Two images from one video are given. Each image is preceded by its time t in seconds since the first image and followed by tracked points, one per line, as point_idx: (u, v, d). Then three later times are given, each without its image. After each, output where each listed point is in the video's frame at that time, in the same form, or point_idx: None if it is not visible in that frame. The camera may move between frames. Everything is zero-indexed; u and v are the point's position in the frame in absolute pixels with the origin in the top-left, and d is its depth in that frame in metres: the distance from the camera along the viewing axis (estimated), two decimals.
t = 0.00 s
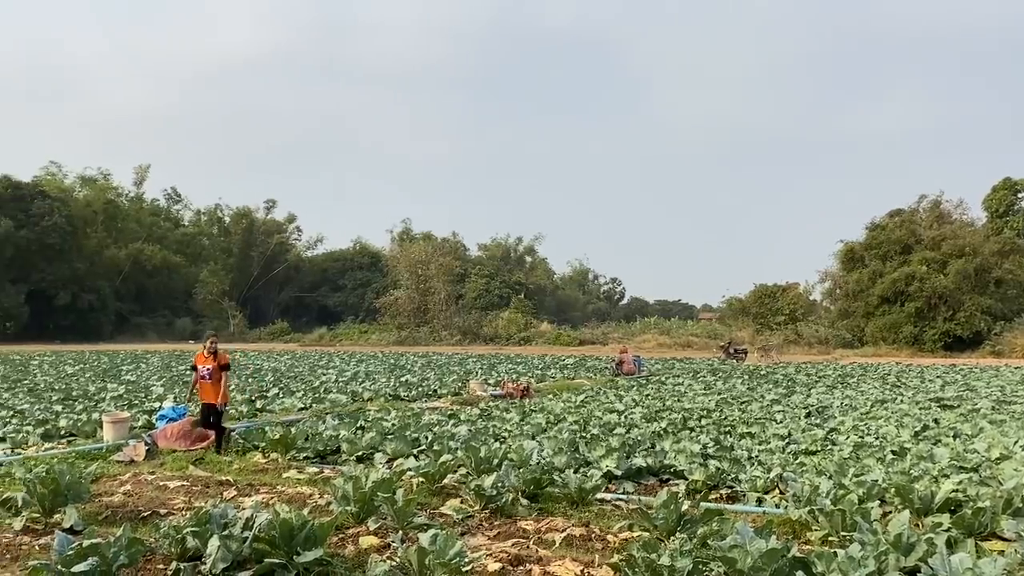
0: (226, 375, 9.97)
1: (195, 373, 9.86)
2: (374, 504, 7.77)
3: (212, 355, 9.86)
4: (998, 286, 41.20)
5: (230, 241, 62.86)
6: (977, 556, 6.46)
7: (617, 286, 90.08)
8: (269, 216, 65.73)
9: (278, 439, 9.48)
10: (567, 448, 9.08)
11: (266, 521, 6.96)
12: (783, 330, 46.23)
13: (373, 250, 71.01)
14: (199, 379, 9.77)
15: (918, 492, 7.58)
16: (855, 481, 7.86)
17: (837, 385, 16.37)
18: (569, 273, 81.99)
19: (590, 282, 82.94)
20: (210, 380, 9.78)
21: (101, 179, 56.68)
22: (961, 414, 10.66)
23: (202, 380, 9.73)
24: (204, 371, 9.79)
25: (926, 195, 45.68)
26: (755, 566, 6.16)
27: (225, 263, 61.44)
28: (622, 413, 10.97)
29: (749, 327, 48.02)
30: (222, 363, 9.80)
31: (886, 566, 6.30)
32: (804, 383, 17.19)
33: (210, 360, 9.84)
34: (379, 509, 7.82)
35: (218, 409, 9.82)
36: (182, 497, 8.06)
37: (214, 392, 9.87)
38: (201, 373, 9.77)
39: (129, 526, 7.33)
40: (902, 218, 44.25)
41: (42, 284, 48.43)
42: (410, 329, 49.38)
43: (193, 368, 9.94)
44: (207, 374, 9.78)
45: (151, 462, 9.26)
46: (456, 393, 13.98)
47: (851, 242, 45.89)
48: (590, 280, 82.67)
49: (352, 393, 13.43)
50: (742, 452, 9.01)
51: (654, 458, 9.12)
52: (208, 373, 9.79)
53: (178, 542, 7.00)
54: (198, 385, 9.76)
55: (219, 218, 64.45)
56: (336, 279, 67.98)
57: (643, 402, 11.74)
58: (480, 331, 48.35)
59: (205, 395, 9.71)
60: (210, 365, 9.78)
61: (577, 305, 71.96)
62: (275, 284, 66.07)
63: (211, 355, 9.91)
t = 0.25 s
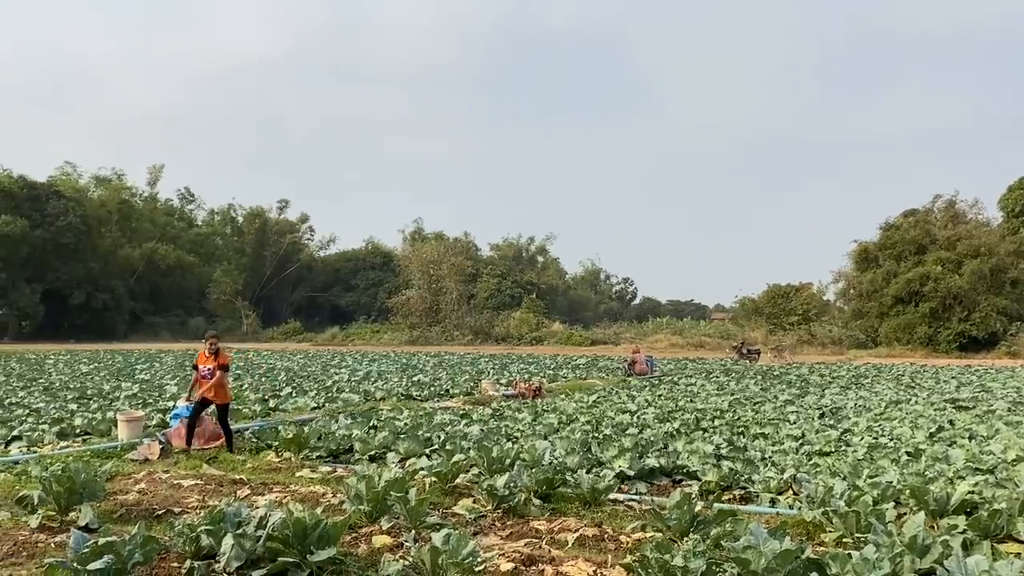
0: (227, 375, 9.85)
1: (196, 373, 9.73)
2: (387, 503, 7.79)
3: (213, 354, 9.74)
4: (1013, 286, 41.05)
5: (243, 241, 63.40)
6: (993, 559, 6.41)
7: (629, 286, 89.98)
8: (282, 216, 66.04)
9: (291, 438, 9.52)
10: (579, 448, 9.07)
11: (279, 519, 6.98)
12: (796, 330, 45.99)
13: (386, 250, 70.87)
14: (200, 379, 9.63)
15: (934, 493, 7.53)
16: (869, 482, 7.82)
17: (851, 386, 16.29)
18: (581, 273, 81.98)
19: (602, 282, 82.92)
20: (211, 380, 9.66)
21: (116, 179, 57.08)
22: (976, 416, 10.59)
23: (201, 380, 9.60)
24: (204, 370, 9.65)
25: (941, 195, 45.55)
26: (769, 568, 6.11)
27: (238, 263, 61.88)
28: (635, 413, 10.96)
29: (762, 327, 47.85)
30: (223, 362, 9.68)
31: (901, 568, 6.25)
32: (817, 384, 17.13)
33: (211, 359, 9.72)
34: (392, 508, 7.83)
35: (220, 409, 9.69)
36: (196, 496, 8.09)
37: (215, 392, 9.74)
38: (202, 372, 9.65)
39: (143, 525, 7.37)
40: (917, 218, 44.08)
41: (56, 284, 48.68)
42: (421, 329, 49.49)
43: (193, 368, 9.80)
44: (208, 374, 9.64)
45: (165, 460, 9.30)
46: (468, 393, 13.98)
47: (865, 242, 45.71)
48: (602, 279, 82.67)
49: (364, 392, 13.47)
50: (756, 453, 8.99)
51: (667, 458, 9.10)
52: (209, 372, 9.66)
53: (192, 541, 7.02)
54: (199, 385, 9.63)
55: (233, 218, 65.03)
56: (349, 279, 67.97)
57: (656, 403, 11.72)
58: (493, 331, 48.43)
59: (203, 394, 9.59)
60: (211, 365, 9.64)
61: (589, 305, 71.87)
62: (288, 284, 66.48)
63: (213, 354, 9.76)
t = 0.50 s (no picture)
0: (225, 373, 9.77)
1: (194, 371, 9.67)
2: (401, 502, 7.80)
3: (210, 352, 9.67)
4: None
5: (258, 241, 63.82)
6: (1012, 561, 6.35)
7: (643, 286, 89.86)
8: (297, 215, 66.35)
9: (306, 437, 9.56)
10: (593, 448, 9.06)
11: (295, 517, 7.00)
12: (812, 330, 45.75)
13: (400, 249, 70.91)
14: (196, 377, 9.57)
15: (951, 495, 7.48)
16: (885, 483, 7.78)
17: (866, 386, 16.20)
18: (594, 273, 81.93)
19: (616, 282, 82.93)
20: (208, 378, 9.59)
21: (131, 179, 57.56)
22: (994, 417, 10.50)
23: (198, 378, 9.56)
24: (201, 368, 9.58)
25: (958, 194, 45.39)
26: (785, 568, 6.08)
27: (252, 262, 62.29)
28: (649, 413, 10.93)
29: (777, 327, 47.67)
30: (220, 361, 9.60)
31: (918, 570, 6.21)
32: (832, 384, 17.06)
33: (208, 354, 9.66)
34: (406, 507, 7.85)
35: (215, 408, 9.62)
36: (211, 494, 8.14)
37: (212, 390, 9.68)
38: (198, 370, 9.57)
39: (159, 523, 7.42)
40: (934, 217, 43.91)
41: (73, 283, 48.93)
42: (435, 328, 49.80)
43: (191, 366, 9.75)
44: (204, 372, 9.57)
45: (181, 458, 9.36)
46: (482, 392, 14.01)
47: (881, 242, 45.54)
48: (615, 280, 82.68)
49: (378, 391, 13.51)
50: (771, 454, 8.97)
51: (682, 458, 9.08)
52: (205, 370, 9.58)
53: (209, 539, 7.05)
54: (196, 383, 9.56)
55: (247, 217, 65.24)
56: (363, 279, 68.04)
57: (670, 403, 11.69)
58: (506, 331, 48.58)
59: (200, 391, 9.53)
60: (208, 362, 9.57)
61: (602, 305, 71.79)
62: (302, 284, 66.83)
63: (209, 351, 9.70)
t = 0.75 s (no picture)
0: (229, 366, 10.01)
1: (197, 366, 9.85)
2: (414, 501, 7.82)
3: (213, 346, 9.90)
4: None
5: (271, 240, 64.19)
6: None
7: (654, 285, 89.80)
8: (309, 215, 66.65)
9: (319, 436, 9.59)
10: (605, 448, 9.05)
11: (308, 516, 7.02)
12: (825, 331, 45.51)
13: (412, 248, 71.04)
14: (201, 371, 9.76)
15: (966, 497, 7.43)
16: (900, 485, 7.73)
17: (880, 387, 16.12)
18: (606, 273, 81.87)
19: (627, 281, 82.91)
20: (213, 372, 9.80)
21: (146, 178, 57.96)
22: (1010, 418, 10.43)
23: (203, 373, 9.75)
24: (206, 362, 9.79)
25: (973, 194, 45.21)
26: (799, 568, 6.06)
27: (264, 261, 62.55)
28: (661, 413, 10.92)
29: (790, 327, 47.43)
30: (225, 354, 9.84)
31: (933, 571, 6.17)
32: (846, 385, 16.99)
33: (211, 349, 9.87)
34: (419, 506, 7.86)
35: (221, 401, 9.80)
36: (225, 491, 8.18)
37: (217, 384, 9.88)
38: (203, 364, 9.77)
39: (174, 520, 7.46)
40: (948, 218, 43.77)
41: (87, 282, 49.15)
42: (446, 327, 49.86)
43: (193, 363, 9.93)
44: (209, 366, 9.78)
45: (194, 456, 9.43)
46: (493, 391, 14.03)
47: (894, 242, 45.41)
48: (627, 279, 82.66)
49: (390, 391, 13.55)
50: (784, 454, 8.95)
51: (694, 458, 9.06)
52: (210, 364, 9.80)
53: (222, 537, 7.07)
54: (201, 378, 9.76)
55: (261, 217, 65.74)
56: (375, 278, 68.14)
57: (683, 403, 11.67)
58: (518, 331, 48.75)
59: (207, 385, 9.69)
60: (213, 355, 9.80)
61: (614, 305, 71.78)
62: (314, 283, 66.97)
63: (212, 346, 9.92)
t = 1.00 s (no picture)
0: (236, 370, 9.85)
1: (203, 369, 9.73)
2: (428, 499, 7.83)
3: (221, 349, 9.72)
4: None
5: (285, 239, 64.53)
6: None
7: (668, 285, 89.66)
8: (323, 214, 66.94)
9: (333, 434, 9.63)
10: (619, 448, 9.05)
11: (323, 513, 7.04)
12: (840, 331, 45.05)
13: (425, 248, 71.19)
14: (208, 375, 9.63)
15: (984, 498, 7.37)
16: (916, 486, 7.68)
17: (895, 388, 16.06)
18: (619, 273, 81.75)
19: (641, 281, 82.86)
20: (220, 376, 9.66)
21: (162, 178, 58.40)
22: None
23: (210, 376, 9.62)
24: (212, 367, 9.65)
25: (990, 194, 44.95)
26: (814, 569, 6.03)
27: (279, 260, 62.83)
28: (675, 413, 10.90)
29: (805, 327, 46.98)
30: (231, 358, 9.69)
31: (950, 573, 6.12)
32: (862, 385, 16.91)
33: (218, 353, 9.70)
34: (433, 504, 7.88)
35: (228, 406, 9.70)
36: (240, 489, 8.22)
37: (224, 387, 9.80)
38: (209, 369, 9.63)
39: (190, 517, 7.50)
40: (965, 217, 43.54)
41: (104, 281, 49.52)
42: (460, 326, 49.91)
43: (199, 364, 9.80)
44: (216, 370, 9.66)
45: (209, 454, 9.50)
46: (507, 390, 14.05)
47: (910, 241, 45.20)
48: (640, 279, 82.59)
49: (404, 389, 13.58)
50: (799, 454, 8.92)
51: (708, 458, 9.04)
52: (217, 368, 9.67)
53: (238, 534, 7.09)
54: (207, 382, 9.66)
55: (275, 216, 66.13)
56: (388, 277, 68.30)
57: (697, 403, 11.65)
58: (530, 330, 48.87)
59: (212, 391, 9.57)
60: (219, 360, 9.64)
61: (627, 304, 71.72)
62: (328, 282, 67.15)
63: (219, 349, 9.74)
